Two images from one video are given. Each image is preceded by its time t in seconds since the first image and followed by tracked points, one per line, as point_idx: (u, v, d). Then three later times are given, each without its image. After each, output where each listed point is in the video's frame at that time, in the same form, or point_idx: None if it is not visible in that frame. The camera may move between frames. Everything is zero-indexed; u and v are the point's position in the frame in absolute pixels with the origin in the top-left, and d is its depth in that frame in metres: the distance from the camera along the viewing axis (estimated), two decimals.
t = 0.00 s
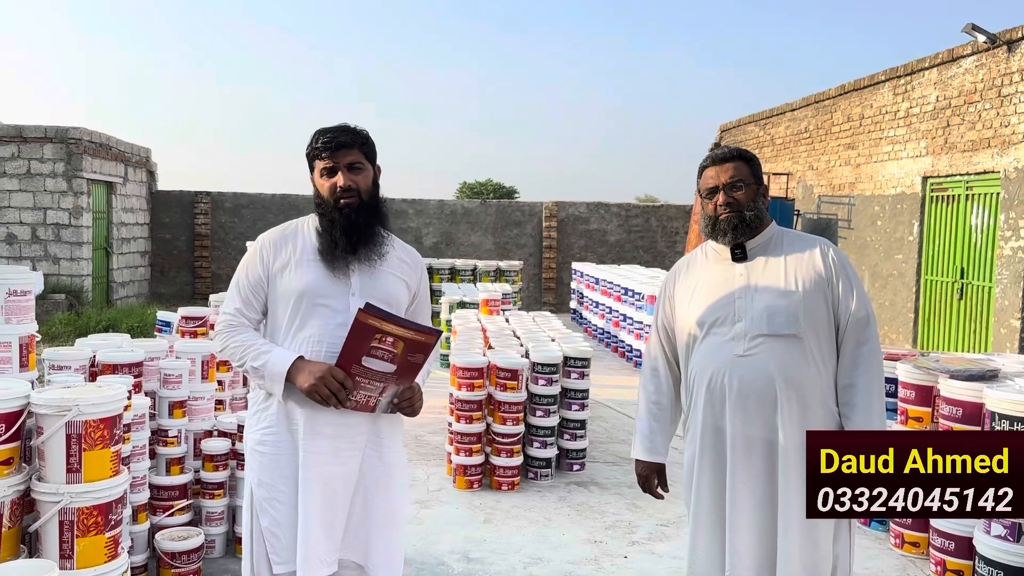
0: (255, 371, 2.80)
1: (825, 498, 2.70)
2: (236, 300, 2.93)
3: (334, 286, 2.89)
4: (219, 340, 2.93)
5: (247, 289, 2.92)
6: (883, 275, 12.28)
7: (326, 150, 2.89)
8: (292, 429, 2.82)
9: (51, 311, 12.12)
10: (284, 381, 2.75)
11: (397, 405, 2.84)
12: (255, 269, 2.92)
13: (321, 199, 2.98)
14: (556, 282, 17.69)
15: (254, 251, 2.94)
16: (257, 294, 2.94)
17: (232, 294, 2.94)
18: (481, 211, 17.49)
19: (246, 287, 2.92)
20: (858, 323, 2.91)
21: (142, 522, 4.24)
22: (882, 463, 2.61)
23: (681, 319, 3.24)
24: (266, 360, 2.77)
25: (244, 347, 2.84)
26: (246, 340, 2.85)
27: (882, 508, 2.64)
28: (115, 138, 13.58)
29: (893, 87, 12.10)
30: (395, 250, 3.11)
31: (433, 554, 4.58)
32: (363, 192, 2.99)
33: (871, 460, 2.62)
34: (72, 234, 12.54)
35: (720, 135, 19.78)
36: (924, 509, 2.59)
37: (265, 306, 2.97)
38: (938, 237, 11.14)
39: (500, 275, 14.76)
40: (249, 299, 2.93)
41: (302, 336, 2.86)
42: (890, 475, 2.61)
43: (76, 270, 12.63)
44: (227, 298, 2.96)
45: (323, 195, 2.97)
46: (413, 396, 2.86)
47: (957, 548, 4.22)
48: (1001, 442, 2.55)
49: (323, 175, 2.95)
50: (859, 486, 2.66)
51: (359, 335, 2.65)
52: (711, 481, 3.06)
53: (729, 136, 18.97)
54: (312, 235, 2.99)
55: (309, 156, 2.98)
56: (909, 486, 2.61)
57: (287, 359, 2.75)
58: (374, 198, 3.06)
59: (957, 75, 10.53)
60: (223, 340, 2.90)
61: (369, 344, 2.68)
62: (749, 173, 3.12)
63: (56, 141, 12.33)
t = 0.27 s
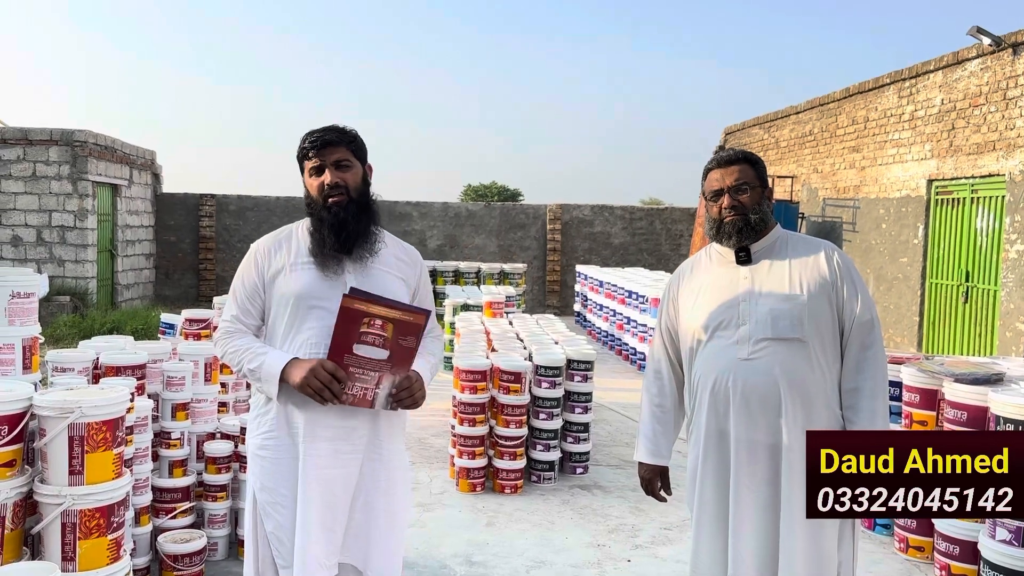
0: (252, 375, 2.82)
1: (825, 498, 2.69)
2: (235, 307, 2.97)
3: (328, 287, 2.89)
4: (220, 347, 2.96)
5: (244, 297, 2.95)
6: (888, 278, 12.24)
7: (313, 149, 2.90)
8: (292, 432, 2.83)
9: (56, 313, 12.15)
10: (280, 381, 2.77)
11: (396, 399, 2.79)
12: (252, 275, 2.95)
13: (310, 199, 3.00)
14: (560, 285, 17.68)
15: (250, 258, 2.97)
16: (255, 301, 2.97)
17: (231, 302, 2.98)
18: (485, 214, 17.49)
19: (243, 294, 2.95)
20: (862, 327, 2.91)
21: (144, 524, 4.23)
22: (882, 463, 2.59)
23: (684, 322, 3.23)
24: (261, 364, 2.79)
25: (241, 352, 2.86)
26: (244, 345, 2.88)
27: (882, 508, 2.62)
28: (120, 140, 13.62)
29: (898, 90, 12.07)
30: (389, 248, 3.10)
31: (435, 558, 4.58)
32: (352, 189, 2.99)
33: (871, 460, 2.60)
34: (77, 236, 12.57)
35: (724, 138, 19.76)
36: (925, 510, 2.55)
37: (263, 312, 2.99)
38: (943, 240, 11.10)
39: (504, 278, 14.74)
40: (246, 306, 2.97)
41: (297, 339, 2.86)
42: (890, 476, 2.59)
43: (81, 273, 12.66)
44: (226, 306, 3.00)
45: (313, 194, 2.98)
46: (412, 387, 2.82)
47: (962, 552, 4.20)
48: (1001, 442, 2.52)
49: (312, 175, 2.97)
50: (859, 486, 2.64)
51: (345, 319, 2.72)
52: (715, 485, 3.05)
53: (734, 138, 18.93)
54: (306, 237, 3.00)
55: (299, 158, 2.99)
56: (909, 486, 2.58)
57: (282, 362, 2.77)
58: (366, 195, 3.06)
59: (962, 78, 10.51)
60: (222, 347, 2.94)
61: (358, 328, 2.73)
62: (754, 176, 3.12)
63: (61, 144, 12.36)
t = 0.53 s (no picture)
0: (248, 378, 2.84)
1: (825, 498, 2.71)
2: (238, 315, 3.01)
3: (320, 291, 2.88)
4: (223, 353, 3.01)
5: (245, 305, 3.00)
6: (893, 281, 12.20)
7: (303, 155, 2.88)
8: (293, 435, 2.83)
9: (61, 315, 12.18)
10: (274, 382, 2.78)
11: (386, 369, 2.76)
12: (251, 282, 2.98)
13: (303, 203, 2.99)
14: (564, 287, 17.67)
15: (249, 265, 3.00)
16: (257, 308, 3.01)
17: (233, 310, 3.02)
18: (489, 217, 17.49)
19: (244, 301, 2.99)
20: (869, 330, 2.89)
21: (147, 526, 4.23)
22: (883, 463, 2.61)
23: (690, 326, 3.22)
24: (254, 368, 2.81)
25: (239, 358, 2.90)
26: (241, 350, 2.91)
27: (882, 508, 2.65)
28: (125, 143, 13.65)
29: (903, 93, 12.04)
30: (386, 248, 3.08)
31: (438, 561, 4.56)
32: (344, 191, 2.96)
33: (871, 460, 2.62)
34: (82, 238, 12.60)
35: (728, 141, 19.74)
36: (924, 510, 2.59)
37: (265, 318, 3.02)
38: (948, 243, 11.06)
39: (507, 280, 14.73)
40: (248, 313, 3.01)
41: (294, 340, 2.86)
42: (890, 476, 2.61)
43: (85, 275, 12.69)
44: (229, 313, 3.05)
45: (305, 198, 2.97)
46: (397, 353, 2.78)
47: (967, 556, 4.17)
48: (1001, 442, 2.56)
49: (303, 179, 2.95)
50: (859, 486, 2.67)
51: (313, 300, 2.69)
52: (721, 489, 3.03)
53: (738, 141, 18.90)
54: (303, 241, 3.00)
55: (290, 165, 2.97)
56: (909, 486, 2.61)
57: (271, 364, 2.78)
58: (359, 196, 3.03)
59: (967, 81, 10.48)
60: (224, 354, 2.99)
61: (329, 307, 2.70)
62: (759, 178, 3.10)
63: (66, 146, 12.39)
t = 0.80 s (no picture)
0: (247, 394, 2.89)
1: (825, 498, 2.70)
2: (238, 321, 3.03)
3: (317, 302, 2.88)
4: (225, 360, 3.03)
5: (245, 313, 3.01)
6: (897, 284, 12.17)
7: (305, 159, 2.87)
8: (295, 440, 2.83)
9: (64, 317, 12.19)
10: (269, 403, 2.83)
11: (375, 403, 2.79)
12: (252, 289, 2.99)
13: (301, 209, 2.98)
14: (567, 290, 17.65)
15: (250, 272, 3.01)
16: (257, 315, 3.02)
17: (234, 318, 3.04)
18: (493, 219, 17.49)
19: (245, 308, 3.01)
20: (876, 334, 2.87)
21: (150, 529, 4.22)
22: (882, 463, 2.59)
23: (695, 329, 3.21)
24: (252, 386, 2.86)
25: (239, 369, 2.93)
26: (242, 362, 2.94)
27: (881, 508, 2.64)
28: (129, 145, 13.67)
29: (907, 96, 12.01)
30: (387, 251, 3.05)
31: (441, 564, 4.55)
32: (342, 201, 2.95)
33: (871, 460, 2.61)
34: (85, 240, 12.61)
35: (732, 143, 19.72)
36: (924, 510, 2.58)
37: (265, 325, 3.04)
38: (953, 246, 11.03)
39: (511, 283, 14.70)
40: (248, 320, 3.02)
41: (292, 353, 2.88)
42: (890, 476, 2.60)
43: (89, 277, 12.70)
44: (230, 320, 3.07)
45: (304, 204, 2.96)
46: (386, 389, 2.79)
47: (973, 561, 4.14)
48: (1001, 442, 2.55)
49: (304, 185, 2.95)
50: (859, 486, 2.65)
51: (299, 345, 2.67)
52: (727, 492, 3.01)
53: (741, 144, 18.87)
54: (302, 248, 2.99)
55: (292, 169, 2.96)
56: (909, 486, 2.60)
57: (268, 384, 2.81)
58: (358, 206, 3.01)
59: (972, 83, 10.45)
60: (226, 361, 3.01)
61: (316, 352, 2.68)
62: (765, 181, 3.09)
63: (70, 149, 12.43)
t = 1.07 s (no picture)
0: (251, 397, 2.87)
1: (825, 498, 2.67)
2: (238, 322, 3.01)
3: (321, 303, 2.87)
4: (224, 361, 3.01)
5: (244, 314, 3.00)
6: (900, 287, 12.14)
7: (319, 159, 2.87)
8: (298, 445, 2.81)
9: (66, 319, 12.19)
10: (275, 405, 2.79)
11: (384, 403, 2.76)
12: (254, 290, 2.97)
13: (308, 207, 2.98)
14: (569, 292, 17.64)
15: (251, 272, 2.99)
16: (257, 316, 3.00)
17: (232, 319, 3.03)
18: (495, 221, 17.48)
19: (245, 309, 2.99)
20: (880, 337, 2.85)
21: (151, 532, 4.21)
22: (882, 463, 2.57)
23: (699, 331, 3.19)
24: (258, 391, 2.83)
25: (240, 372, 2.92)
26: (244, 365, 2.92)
27: (881, 507, 2.63)
28: (131, 147, 13.68)
29: (910, 98, 12.00)
30: (388, 255, 3.04)
31: (443, 568, 4.53)
32: (350, 205, 2.94)
33: (871, 460, 2.58)
34: (88, 243, 12.61)
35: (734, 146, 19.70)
36: (924, 510, 2.55)
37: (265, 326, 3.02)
38: (956, 249, 11.01)
39: (513, 285, 14.68)
40: (248, 322, 3.01)
41: (289, 357, 2.88)
42: (890, 476, 2.57)
43: (91, 279, 12.70)
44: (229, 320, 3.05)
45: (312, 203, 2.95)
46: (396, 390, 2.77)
47: (977, 565, 4.12)
48: (1001, 442, 2.52)
49: (314, 184, 2.94)
50: (859, 485, 2.63)
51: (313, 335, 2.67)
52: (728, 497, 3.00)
53: (744, 146, 18.85)
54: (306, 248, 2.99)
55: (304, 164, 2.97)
56: (909, 486, 2.57)
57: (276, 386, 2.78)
58: (366, 211, 3.01)
59: (975, 86, 10.43)
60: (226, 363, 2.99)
61: (329, 343, 2.67)
62: (769, 183, 3.07)
63: (72, 151, 12.44)
